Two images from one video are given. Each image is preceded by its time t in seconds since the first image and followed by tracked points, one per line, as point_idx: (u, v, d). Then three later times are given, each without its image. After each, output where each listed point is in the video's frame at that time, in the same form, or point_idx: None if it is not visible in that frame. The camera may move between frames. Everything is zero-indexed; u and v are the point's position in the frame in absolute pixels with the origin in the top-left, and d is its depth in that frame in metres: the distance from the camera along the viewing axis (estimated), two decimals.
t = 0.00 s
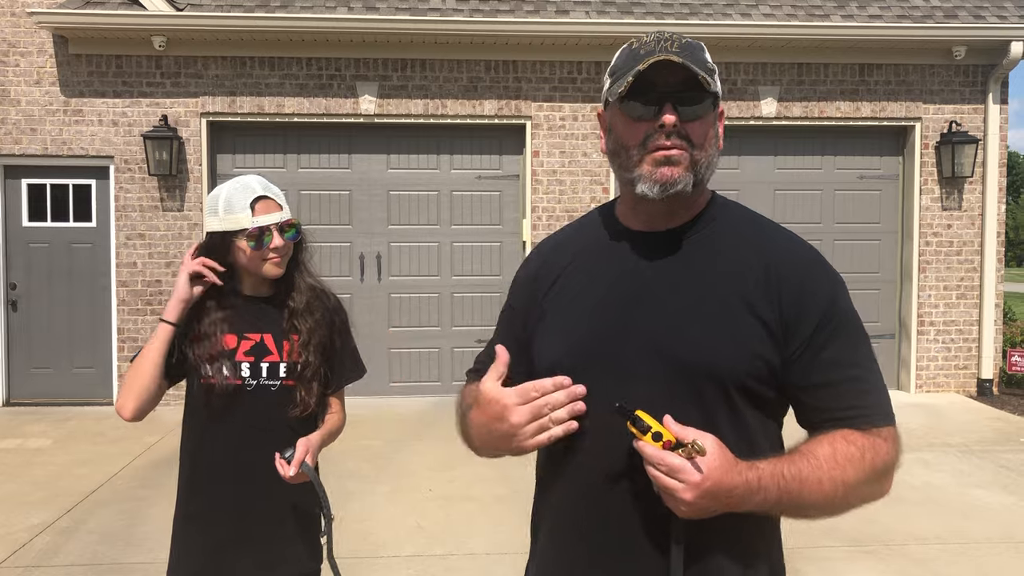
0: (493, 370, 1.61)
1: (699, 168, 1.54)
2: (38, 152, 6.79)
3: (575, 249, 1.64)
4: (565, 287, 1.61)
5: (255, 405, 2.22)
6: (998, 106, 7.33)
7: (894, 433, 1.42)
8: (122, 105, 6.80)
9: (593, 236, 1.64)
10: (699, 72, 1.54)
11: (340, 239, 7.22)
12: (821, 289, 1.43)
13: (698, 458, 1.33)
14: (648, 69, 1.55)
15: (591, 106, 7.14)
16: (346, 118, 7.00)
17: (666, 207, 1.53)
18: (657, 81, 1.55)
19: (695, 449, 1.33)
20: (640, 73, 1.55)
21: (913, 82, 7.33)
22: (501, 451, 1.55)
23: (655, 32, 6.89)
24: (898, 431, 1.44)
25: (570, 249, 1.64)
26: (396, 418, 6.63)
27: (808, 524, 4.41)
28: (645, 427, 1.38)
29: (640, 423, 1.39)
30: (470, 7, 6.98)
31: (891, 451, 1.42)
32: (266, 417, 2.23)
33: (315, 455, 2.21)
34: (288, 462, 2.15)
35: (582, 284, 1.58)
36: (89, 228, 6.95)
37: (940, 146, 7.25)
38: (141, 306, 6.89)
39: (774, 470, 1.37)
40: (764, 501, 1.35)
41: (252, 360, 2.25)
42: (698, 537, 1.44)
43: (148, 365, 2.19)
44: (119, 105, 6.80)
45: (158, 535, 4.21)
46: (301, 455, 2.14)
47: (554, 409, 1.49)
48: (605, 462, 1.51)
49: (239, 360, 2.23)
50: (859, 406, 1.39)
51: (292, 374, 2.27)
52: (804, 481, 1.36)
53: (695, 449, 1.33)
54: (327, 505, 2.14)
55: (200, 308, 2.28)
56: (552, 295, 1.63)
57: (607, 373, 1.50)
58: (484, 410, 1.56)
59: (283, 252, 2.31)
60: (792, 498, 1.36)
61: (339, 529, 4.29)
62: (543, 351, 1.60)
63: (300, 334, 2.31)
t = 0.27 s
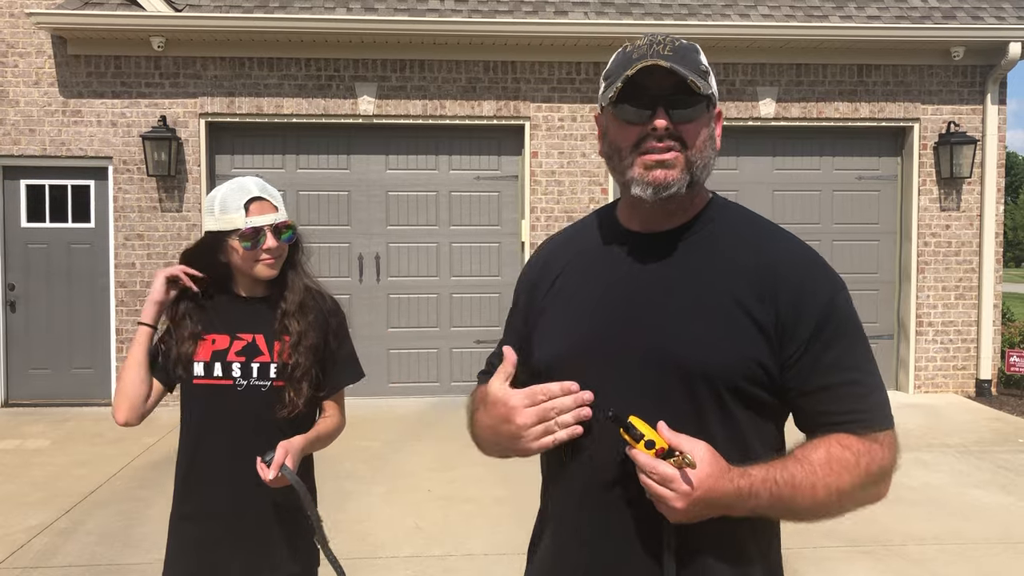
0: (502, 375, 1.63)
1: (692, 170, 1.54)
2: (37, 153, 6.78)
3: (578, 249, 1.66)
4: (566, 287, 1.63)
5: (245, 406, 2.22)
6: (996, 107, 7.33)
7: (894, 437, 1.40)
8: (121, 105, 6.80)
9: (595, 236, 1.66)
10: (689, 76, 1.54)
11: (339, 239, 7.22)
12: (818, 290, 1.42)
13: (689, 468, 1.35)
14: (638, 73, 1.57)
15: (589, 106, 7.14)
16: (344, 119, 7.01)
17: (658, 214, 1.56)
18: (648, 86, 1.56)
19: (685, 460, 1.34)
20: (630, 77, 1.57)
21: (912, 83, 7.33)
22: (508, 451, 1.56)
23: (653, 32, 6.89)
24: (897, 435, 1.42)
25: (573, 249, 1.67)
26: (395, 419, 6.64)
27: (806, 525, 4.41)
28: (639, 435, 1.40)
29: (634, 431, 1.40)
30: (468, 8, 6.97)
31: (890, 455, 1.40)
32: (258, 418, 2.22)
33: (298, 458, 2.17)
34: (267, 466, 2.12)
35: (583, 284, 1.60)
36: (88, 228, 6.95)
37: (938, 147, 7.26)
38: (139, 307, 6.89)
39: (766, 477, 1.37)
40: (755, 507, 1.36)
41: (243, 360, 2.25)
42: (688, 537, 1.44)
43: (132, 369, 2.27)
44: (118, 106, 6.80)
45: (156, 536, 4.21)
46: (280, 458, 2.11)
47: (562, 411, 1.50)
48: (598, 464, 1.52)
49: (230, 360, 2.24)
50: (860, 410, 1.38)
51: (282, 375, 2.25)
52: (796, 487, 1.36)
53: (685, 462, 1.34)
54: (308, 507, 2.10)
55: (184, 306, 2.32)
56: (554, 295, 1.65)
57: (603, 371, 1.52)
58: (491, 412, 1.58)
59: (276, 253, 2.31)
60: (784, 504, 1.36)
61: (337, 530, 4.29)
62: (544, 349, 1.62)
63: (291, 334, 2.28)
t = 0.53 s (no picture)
0: (490, 352, 1.65)
1: (689, 174, 1.55)
2: (36, 154, 6.78)
3: (579, 249, 1.68)
4: (565, 286, 1.65)
5: (238, 406, 2.22)
6: (995, 107, 7.33)
7: (886, 443, 1.39)
8: (120, 106, 6.80)
9: (596, 237, 1.68)
10: (684, 78, 1.54)
11: (338, 240, 7.22)
12: (815, 292, 1.42)
13: (661, 459, 1.33)
14: (636, 74, 1.57)
15: (589, 107, 7.15)
16: (344, 119, 7.01)
17: (654, 218, 1.57)
18: (646, 88, 1.57)
19: (656, 450, 1.33)
20: (628, 79, 1.57)
21: (911, 84, 7.34)
22: (486, 430, 1.58)
23: (653, 33, 6.89)
24: (890, 440, 1.41)
25: (575, 250, 1.69)
26: (394, 419, 6.64)
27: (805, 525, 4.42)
28: (615, 428, 1.39)
29: (610, 425, 1.40)
30: (468, 9, 6.97)
31: (880, 462, 1.39)
32: (254, 419, 2.23)
33: (286, 459, 2.17)
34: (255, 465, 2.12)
35: (582, 282, 1.62)
36: (87, 229, 6.95)
37: (938, 148, 7.26)
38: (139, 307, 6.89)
39: (747, 475, 1.36)
40: (734, 506, 1.35)
41: (240, 361, 2.25)
42: (681, 539, 1.44)
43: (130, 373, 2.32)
44: (117, 107, 6.80)
45: (155, 537, 4.21)
46: (267, 458, 2.12)
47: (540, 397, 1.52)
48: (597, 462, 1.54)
49: (227, 360, 2.25)
50: (852, 413, 1.38)
51: (278, 375, 2.24)
52: (778, 488, 1.35)
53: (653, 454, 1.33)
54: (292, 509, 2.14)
55: (184, 309, 2.35)
56: (555, 293, 1.67)
57: (599, 369, 1.53)
58: (474, 388, 1.61)
59: (274, 255, 2.31)
60: (764, 505, 1.35)
61: (336, 531, 4.29)
62: (543, 348, 1.63)
63: (287, 335, 2.27)
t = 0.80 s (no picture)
0: (499, 366, 1.66)
1: (686, 168, 1.55)
2: (36, 154, 6.78)
3: (580, 250, 1.69)
4: (565, 286, 1.66)
5: (247, 405, 2.21)
6: (995, 108, 7.33)
7: (881, 442, 1.39)
8: (120, 106, 6.80)
9: (597, 238, 1.68)
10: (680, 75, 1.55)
11: (338, 240, 7.21)
12: (812, 292, 1.41)
13: (657, 466, 1.34)
14: (633, 71, 1.58)
15: (589, 107, 7.15)
16: (344, 119, 7.00)
17: (652, 211, 1.56)
18: (642, 85, 1.57)
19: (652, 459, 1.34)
20: (624, 76, 1.58)
21: (910, 84, 7.34)
22: (496, 445, 1.60)
23: (653, 33, 6.89)
24: (886, 439, 1.41)
25: (577, 250, 1.70)
26: (393, 419, 6.64)
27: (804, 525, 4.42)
28: (612, 435, 1.40)
29: (607, 432, 1.42)
30: (467, 9, 6.97)
31: (876, 461, 1.38)
32: (260, 419, 2.22)
33: (286, 449, 2.17)
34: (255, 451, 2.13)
35: (581, 283, 1.62)
36: (86, 229, 6.95)
37: (937, 148, 7.26)
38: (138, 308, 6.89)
39: (741, 479, 1.36)
40: (729, 510, 1.35)
41: (247, 360, 2.24)
42: (677, 539, 1.44)
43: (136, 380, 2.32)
44: (117, 107, 6.80)
45: (155, 537, 4.21)
46: (267, 444, 2.12)
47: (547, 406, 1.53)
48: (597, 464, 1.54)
49: (234, 360, 2.24)
50: (846, 414, 1.37)
51: (286, 375, 2.25)
52: (772, 491, 1.35)
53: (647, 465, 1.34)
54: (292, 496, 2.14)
55: (189, 314, 2.35)
56: (555, 293, 1.68)
57: (597, 369, 1.53)
58: (484, 404, 1.62)
59: (281, 255, 2.33)
60: (759, 508, 1.36)
61: (336, 531, 4.29)
62: (543, 348, 1.64)
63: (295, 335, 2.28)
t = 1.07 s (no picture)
0: (493, 349, 1.66)
1: (687, 172, 1.55)
2: (34, 154, 6.77)
3: (580, 247, 1.70)
4: (564, 282, 1.67)
5: (258, 405, 2.24)
6: (994, 108, 7.34)
7: (875, 442, 1.38)
8: (119, 106, 6.80)
9: (596, 236, 1.69)
10: (682, 80, 1.54)
11: (337, 240, 7.21)
12: (807, 291, 1.42)
13: (650, 449, 1.33)
14: (635, 77, 1.57)
15: (588, 107, 7.15)
16: (343, 119, 7.00)
17: (654, 214, 1.58)
18: (644, 90, 1.57)
19: (646, 442, 1.33)
20: (626, 81, 1.57)
21: (909, 84, 7.34)
22: (484, 425, 1.60)
23: (652, 33, 6.89)
24: (879, 440, 1.40)
25: (577, 247, 1.71)
26: (392, 419, 6.64)
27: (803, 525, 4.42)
28: (605, 417, 1.40)
29: (600, 413, 1.41)
30: (466, 9, 6.96)
31: (870, 460, 1.38)
32: (269, 417, 2.24)
33: (292, 440, 2.18)
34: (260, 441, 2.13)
35: (579, 278, 1.63)
36: (85, 229, 6.95)
37: (936, 148, 7.26)
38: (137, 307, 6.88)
39: (733, 469, 1.35)
40: (719, 499, 1.34)
41: (256, 360, 2.26)
42: (671, 533, 1.44)
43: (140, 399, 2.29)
44: (116, 106, 6.80)
45: (154, 537, 4.20)
46: (272, 434, 2.11)
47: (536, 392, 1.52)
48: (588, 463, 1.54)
49: (243, 360, 2.25)
50: (836, 411, 1.37)
51: (296, 374, 2.28)
52: (763, 482, 1.35)
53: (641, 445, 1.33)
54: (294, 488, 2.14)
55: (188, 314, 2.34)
56: (554, 289, 1.69)
57: (592, 362, 1.54)
58: (476, 384, 1.63)
59: (290, 255, 2.37)
60: (749, 499, 1.35)
61: (335, 531, 4.29)
62: (539, 341, 1.65)
63: (305, 336, 2.32)
